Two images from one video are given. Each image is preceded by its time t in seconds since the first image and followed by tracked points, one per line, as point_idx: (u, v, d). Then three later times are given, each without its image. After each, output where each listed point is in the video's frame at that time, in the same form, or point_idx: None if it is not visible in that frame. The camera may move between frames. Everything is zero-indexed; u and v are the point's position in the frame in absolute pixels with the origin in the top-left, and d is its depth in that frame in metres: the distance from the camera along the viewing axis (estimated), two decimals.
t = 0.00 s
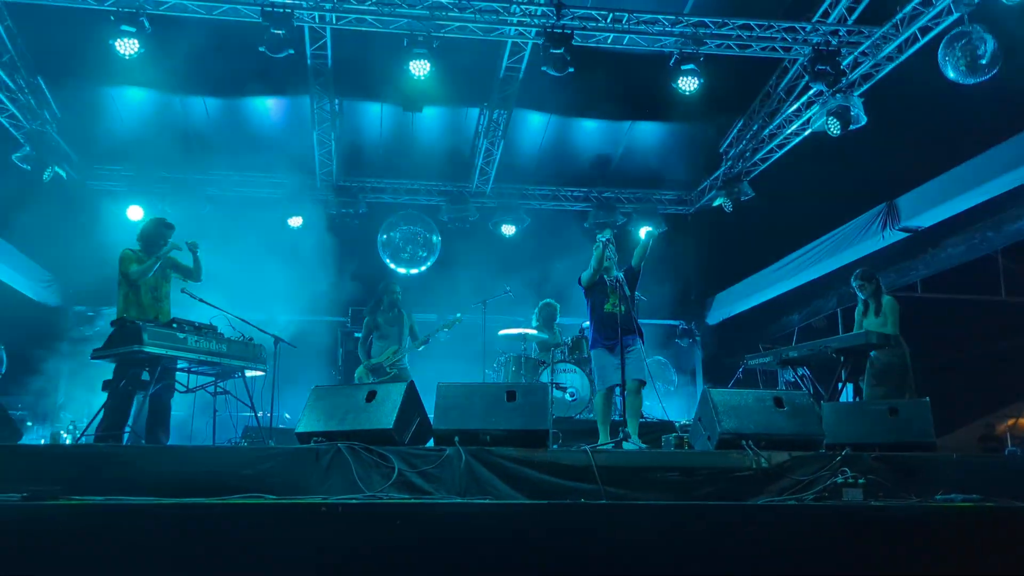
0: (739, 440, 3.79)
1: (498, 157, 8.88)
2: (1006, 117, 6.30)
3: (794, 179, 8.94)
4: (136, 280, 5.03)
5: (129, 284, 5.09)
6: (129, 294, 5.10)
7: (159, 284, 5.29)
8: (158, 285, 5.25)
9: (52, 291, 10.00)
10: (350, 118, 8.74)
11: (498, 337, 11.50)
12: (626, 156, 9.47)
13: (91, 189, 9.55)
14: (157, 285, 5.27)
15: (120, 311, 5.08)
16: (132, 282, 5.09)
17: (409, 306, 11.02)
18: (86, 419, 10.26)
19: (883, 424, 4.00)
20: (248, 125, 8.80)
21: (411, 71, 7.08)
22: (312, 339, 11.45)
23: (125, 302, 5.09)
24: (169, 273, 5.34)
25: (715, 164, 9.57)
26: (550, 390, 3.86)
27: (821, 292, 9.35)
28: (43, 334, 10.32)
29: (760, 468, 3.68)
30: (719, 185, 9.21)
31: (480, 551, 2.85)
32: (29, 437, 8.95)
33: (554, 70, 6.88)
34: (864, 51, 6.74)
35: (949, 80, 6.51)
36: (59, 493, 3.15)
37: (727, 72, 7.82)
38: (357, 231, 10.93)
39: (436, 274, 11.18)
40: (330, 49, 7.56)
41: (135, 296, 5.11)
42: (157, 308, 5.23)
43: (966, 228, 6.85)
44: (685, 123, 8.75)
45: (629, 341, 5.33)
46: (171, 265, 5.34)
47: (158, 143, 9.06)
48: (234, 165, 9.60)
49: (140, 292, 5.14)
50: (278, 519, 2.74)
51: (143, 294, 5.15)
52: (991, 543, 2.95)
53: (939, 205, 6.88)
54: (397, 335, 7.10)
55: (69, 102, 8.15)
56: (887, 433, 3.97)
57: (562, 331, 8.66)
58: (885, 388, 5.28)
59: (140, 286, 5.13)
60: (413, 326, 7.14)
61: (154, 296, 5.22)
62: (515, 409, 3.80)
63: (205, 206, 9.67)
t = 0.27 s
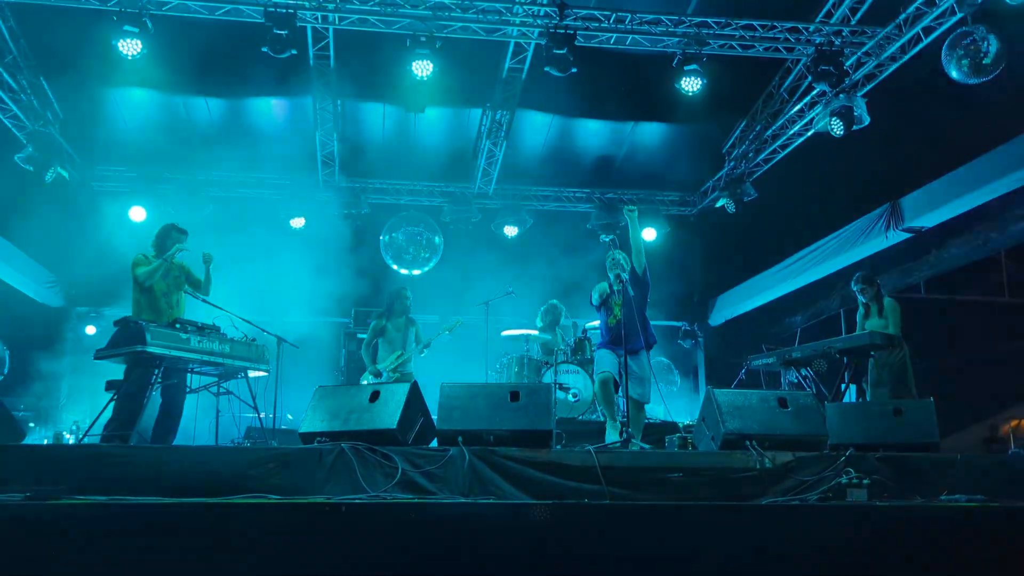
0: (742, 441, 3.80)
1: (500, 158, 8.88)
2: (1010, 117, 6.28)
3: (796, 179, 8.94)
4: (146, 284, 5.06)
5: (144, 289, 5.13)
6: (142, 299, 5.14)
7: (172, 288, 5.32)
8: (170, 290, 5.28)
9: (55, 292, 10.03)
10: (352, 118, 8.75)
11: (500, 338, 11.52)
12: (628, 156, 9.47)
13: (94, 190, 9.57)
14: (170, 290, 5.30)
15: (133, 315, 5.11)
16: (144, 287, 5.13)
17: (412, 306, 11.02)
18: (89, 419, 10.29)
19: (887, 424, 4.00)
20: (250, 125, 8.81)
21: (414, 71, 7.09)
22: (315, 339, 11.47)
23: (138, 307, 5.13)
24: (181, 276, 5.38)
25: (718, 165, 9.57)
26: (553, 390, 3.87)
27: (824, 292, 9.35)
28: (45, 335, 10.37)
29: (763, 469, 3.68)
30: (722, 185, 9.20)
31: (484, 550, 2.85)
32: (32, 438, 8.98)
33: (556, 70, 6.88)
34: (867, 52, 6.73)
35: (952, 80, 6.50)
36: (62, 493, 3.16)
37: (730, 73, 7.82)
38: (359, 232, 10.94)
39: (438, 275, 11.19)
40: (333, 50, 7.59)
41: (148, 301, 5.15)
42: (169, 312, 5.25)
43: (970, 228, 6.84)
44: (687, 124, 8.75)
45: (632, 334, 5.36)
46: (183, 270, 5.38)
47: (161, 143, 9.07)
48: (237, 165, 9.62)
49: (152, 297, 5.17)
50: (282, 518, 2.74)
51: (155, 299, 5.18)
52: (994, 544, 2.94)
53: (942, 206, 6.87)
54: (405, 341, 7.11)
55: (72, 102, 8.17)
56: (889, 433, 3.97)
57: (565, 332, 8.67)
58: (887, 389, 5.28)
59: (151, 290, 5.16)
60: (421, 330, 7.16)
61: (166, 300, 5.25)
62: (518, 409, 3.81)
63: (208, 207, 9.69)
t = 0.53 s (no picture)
0: (740, 444, 3.79)
1: (499, 161, 8.88)
2: (1008, 120, 6.29)
3: (795, 183, 8.95)
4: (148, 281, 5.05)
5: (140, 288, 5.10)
6: (139, 296, 5.11)
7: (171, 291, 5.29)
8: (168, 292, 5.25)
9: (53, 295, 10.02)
10: (351, 122, 8.76)
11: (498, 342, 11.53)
12: (627, 160, 9.48)
13: (93, 193, 9.56)
14: (168, 292, 5.28)
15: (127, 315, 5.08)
16: (144, 284, 5.11)
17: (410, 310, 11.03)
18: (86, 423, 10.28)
19: (885, 428, 4.00)
20: (249, 129, 8.81)
21: (412, 75, 7.11)
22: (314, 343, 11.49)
23: (135, 304, 5.08)
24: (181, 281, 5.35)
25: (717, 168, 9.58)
26: (552, 394, 3.87)
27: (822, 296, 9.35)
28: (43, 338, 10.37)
29: (761, 472, 3.67)
30: (720, 189, 9.20)
31: (483, 553, 2.84)
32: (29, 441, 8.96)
33: (554, 74, 6.90)
34: (866, 55, 6.74)
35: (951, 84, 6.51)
36: (59, 496, 3.14)
37: (729, 77, 7.83)
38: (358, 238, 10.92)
39: (437, 279, 11.19)
40: (332, 53, 7.60)
41: (144, 299, 5.11)
42: (163, 315, 5.20)
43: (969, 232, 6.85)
44: (685, 127, 8.76)
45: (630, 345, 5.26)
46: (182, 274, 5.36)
47: (159, 147, 9.07)
48: (235, 169, 9.61)
49: (149, 295, 5.14)
50: (280, 521, 2.73)
51: (152, 299, 5.15)
52: (994, 547, 2.93)
53: (940, 209, 6.89)
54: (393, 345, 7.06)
55: (71, 106, 8.17)
56: (887, 437, 3.97)
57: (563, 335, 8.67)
58: (886, 393, 5.28)
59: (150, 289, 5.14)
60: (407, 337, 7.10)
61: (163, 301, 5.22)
62: (516, 413, 3.81)
63: (206, 210, 9.68)
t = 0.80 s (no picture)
0: (740, 444, 3.80)
1: (499, 161, 8.88)
2: (1009, 120, 6.28)
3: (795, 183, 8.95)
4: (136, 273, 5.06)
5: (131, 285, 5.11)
6: (130, 292, 5.11)
7: (163, 289, 5.29)
8: (159, 287, 5.24)
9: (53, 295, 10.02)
10: (351, 122, 8.76)
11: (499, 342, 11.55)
12: (628, 159, 9.48)
13: (93, 193, 9.56)
14: (159, 290, 5.26)
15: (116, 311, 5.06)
16: (133, 278, 5.11)
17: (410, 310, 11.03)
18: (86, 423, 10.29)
19: (885, 428, 4.00)
20: (249, 128, 8.80)
21: (413, 75, 7.11)
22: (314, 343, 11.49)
23: (124, 301, 5.08)
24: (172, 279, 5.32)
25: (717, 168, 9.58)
26: (552, 394, 3.87)
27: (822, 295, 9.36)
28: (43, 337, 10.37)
29: (761, 472, 3.67)
30: (720, 189, 9.20)
31: (483, 553, 2.84)
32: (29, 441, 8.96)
33: (554, 74, 6.90)
34: (866, 55, 6.74)
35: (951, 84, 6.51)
36: (60, 497, 3.14)
37: (729, 76, 7.83)
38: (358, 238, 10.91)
39: (438, 279, 11.19)
40: (332, 53, 7.60)
41: (133, 294, 5.10)
42: (154, 311, 5.18)
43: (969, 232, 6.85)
44: (686, 127, 8.76)
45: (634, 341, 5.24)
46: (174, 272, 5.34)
47: (159, 147, 9.06)
48: (236, 168, 9.60)
49: (139, 291, 5.13)
50: (280, 522, 2.73)
51: (142, 294, 5.14)
52: (995, 547, 2.93)
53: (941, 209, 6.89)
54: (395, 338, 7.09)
55: (72, 106, 8.18)
56: (888, 436, 3.97)
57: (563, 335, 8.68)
58: (886, 392, 5.28)
59: (140, 283, 5.13)
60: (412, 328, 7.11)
61: (153, 298, 5.20)
62: (516, 413, 3.81)
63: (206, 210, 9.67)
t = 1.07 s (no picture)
0: (740, 444, 3.80)
1: (499, 161, 8.88)
2: (1009, 120, 6.29)
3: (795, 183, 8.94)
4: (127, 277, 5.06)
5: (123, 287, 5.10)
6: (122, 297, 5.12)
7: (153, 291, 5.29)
8: (151, 290, 5.25)
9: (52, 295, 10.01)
10: (351, 122, 8.75)
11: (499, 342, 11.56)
12: (628, 159, 9.47)
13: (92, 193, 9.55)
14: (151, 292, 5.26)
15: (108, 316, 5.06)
16: (124, 282, 5.11)
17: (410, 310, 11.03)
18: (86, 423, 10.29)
19: (884, 428, 4.00)
20: (249, 128, 8.80)
21: (412, 75, 7.11)
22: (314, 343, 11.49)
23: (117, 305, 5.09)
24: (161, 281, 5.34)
25: (717, 168, 9.57)
26: (551, 394, 3.88)
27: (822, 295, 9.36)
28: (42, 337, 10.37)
29: (761, 472, 3.67)
30: (720, 188, 9.19)
31: (483, 553, 2.84)
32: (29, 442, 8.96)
33: (554, 74, 6.90)
34: (866, 55, 6.74)
35: (950, 84, 6.51)
36: (60, 497, 3.14)
37: (730, 76, 7.82)
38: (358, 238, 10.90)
39: (438, 279, 11.19)
40: (332, 53, 7.60)
41: (126, 299, 5.10)
42: (147, 313, 5.20)
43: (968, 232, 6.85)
44: (686, 127, 8.75)
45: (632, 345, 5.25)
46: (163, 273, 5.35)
47: (159, 147, 9.05)
48: (235, 168, 9.59)
49: (131, 295, 5.13)
50: (280, 522, 2.73)
51: (134, 297, 5.14)
52: (994, 547, 2.93)
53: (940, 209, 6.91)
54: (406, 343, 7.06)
55: (72, 106, 8.17)
56: (887, 436, 3.97)
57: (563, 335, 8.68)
58: (885, 392, 5.27)
59: (132, 287, 5.13)
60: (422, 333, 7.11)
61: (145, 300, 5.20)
62: (516, 413, 3.81)
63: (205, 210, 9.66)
